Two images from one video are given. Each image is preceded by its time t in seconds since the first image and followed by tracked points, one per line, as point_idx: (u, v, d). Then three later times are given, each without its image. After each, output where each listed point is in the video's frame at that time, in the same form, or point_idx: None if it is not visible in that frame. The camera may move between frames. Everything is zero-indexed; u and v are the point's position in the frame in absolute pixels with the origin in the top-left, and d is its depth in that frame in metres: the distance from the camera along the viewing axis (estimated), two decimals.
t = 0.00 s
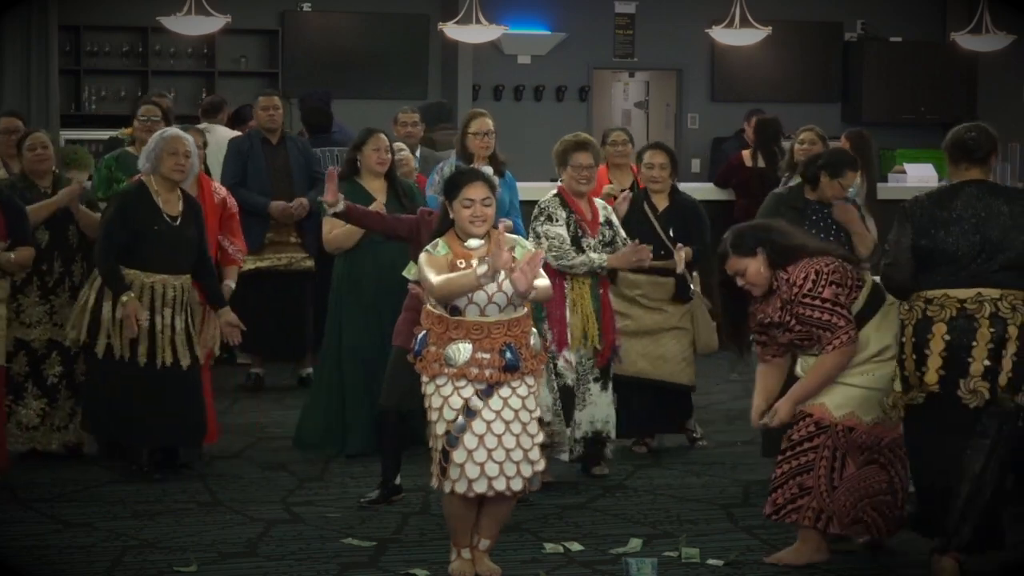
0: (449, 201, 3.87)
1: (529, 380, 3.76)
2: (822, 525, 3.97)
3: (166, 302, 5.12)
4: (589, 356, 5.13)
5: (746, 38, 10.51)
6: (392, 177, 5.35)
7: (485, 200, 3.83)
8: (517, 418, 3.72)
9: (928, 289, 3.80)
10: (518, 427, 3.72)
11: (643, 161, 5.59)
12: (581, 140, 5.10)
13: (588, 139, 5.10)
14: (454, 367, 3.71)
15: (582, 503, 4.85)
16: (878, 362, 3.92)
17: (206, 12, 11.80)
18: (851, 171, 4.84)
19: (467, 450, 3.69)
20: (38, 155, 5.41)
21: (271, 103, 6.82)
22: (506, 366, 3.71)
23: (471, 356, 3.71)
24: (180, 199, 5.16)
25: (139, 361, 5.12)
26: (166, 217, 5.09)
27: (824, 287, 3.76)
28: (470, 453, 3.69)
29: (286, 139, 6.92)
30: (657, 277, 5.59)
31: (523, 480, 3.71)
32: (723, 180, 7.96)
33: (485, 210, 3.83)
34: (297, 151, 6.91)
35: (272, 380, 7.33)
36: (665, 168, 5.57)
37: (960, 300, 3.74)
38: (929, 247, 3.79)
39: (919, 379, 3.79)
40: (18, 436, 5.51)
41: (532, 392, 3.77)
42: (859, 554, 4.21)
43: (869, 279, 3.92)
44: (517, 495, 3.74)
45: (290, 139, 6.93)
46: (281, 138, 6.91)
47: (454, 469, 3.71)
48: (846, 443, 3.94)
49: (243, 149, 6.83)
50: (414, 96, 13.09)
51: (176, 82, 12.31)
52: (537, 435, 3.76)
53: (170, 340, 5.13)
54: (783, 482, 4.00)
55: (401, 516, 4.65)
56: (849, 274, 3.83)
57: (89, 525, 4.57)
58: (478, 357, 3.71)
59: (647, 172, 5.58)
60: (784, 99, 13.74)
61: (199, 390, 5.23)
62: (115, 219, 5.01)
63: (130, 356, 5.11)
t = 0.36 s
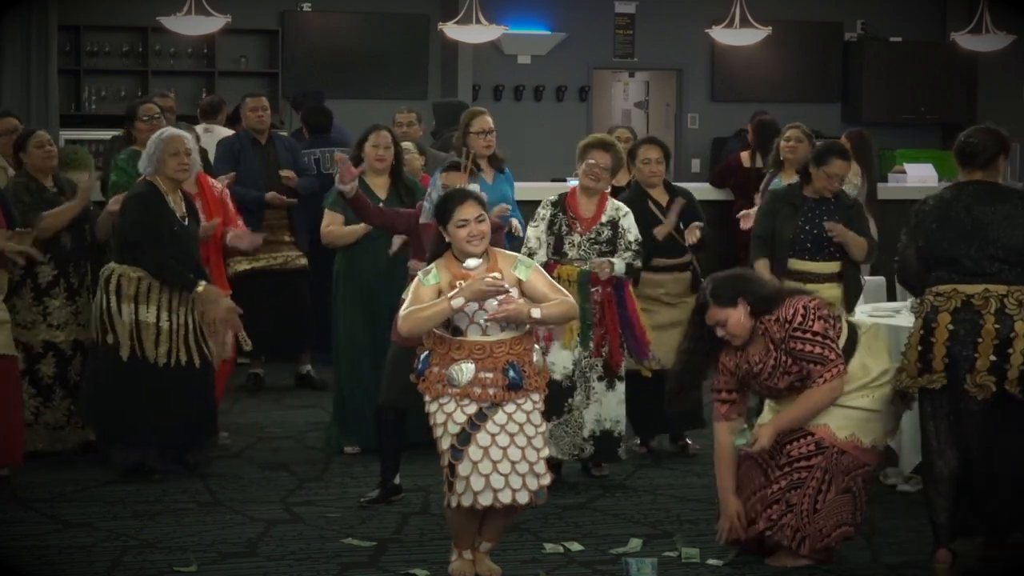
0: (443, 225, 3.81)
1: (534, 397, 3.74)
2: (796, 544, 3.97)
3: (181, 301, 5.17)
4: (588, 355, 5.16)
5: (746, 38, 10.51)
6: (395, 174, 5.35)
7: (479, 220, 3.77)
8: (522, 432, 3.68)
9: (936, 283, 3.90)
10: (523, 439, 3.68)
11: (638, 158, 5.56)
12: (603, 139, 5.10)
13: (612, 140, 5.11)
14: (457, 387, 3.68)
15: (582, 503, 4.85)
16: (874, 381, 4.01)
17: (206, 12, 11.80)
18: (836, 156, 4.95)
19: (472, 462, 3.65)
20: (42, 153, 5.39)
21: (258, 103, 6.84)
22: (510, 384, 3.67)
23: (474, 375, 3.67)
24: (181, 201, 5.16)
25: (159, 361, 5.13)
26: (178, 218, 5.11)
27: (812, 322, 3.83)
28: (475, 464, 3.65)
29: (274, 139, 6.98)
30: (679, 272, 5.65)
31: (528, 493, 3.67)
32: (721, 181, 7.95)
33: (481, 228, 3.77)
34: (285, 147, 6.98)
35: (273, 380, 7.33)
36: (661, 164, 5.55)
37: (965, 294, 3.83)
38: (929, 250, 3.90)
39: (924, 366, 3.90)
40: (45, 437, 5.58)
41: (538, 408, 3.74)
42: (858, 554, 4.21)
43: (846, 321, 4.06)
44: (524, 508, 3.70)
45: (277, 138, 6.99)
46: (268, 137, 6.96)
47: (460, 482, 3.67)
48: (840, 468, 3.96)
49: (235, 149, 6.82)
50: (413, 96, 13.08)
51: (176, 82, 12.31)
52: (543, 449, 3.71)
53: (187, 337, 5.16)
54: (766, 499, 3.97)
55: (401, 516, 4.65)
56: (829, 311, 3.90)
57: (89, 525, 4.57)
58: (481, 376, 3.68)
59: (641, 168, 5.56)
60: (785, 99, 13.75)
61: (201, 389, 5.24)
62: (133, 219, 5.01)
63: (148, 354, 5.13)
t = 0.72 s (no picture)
0: (451, 236, 3.78)
1: (530, 409, 3.75)
2: (787, 549, 4.00)
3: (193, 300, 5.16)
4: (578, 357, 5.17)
5: (746, 38, 10.51)
6: (393, 174, 5.35)
7: (488, 228, 3.76)
8: (517, 440, 3.68)
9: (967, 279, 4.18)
10: (519, 447, 3.68)
11: (649, 159, 5.58)
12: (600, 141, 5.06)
13: (613, 142, 5.07)
14: (454, 397, 3.68)
15: (582, 503, 4.85)
16: (866, 406, 4.06)
17: (206, 12, 11.80)
18: (811, 144, 5.01)
19: (467, 469, 3.65)
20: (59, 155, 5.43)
21: (256, 103, 6.87)
22: (506, 396, 3.68)
23: (471, 386, 3.68)
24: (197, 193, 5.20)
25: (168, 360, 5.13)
26: (189, 214, 5.11)
27: (805, 349, 3.87)
28: (470, 471, 3.65)
29: (273, 138, 6.97)
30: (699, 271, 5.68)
31: (523, 500, 3.66)
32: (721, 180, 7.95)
33: (492, 237, 3.76)
34: (282, 147, 6.96)
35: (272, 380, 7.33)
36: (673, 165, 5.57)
37: (989, 288, 4.10)
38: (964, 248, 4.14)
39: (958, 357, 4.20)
40: (70, 436, 5.61)
41: (535, 420, 3.75)
42: (858, 554, 4.21)
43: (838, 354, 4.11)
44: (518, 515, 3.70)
45: (275, 137, 6.98)
46: (266, 137, 6.95)
47: (455, 489, 3.67)
48: (831, 478, 3.99)
49: (233, 150, 6.84)
50: (413, 95, 13.07)
51: (176, 82, 12.31)
52: (538, 458, 3.71)
53: (199, 335, 5.17)
54: (757, 507, 3.98)
55: (401, 516, 4.65)
56: (823, 341, 3.95)
57: (89, 525, 4.56)
58: (478, 387, 3.68)
59: (655, 170, 5.58)
60: (785, 99, 13.75)
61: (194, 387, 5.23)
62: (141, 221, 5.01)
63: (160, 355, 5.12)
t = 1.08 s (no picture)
0: (457, 243, 3.80)
1: (529, 416, 3.75)
2: (780, 551, 4.00)
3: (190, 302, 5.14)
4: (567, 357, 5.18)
5: (746, 38, 10.51)
6: (386, 176, 5.35)
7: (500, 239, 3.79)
8: (515, 444, 3.68)
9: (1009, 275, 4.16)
10: (518, 452, 3.68)
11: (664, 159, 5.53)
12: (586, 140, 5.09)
13: (601, 142, 5.08)
14: (451, 406, 3.69)
15: (582, 503, 4.85)
16: (859, 421, 4.05)
17: (206, 12, 11.80)
18: (809, 141, 5.04)
19: (465, 473, 3.65)
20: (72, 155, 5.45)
21: (257, 104, 6.81)
22: (503, 405, 3.70)
23: (468, 395, 3.68)
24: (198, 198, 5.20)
25: (167, 362, 5.11)
26: (184, 215, 5.12)
27: (797, 357, 3.90)
28: (469, 475, 3.65)
29: (274, 139, 6.93)
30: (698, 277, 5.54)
31: (522, 503, 3.66)
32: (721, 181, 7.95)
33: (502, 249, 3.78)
34: (285, 147, 6.92)
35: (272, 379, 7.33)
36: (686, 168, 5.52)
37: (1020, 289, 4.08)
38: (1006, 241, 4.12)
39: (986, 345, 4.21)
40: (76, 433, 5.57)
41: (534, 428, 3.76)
42: (858, 554, 4.21)
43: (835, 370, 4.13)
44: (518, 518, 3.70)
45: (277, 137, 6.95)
46: (269, 138, 6.93)
47: (455, 493, 3.67)
48: (820, 485, 3.99)
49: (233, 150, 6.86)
50: (413, 95, 13.08)
51: (176, 82, 12.31)
52: (537, 461, 3.70)
53: (200, 337, 5.14)
54: (744, 510, 3.99)
55: (401, 516, 4.65)
56: (818, 352, 3.97)
57: (89, 525, 4.56)
58: (475, 396, 3.69)
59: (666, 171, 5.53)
60: (784, 99, 13.74)
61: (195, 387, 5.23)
62: (129, 233, 5.06)
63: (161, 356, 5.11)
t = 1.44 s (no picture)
0: (444, 247, 3.79)
1: (529, 417, 3.76)
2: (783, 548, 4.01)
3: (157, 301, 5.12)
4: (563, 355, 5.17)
5: (746, 38, 10.51)
6: (386, 175, 5.33)
7: (482, 245, 3.76)
8: (513, 442, 3.69)
9: None
10: (515, 451, 3.69)
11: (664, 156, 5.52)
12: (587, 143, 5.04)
13: (594, 148, 5.04)
14: (449, 410, 3.70)
15: (582, 503, 4.85)
16: (860, 421, 4.05)
17: (206, 12, 11.81)
18: (803, 140, 5.06)
19: (463, 472, 3.66)
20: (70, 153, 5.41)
21: (265, 103, 6.83)
22: (502, 408, 3.71)
23: (466, 399, 3.70)
24: (179, 196, 5.16)
25: (132, 360, 5.10)
26: (158, 217, 5.11)
27: (793, 356, 3.91)
28: (466, 474, 3.65)
29: (280, 138, 6.96)
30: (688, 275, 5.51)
31: (521, 503, 3.65)
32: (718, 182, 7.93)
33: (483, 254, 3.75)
34: (291, 147, 6.96)
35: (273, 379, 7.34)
36: (686, 165, 5.51)
37: None
38: None
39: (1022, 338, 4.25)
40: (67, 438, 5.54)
41: (533, 428, 3.76)
42: (858, 554, 4.21)
43: (834, 371, 4.12)
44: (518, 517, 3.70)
45: (285, 138, 6.97)
46: (276, 138, 6.95)
47: (454, 494, 3.68)
48: (823, 484, 3.99)
49: (241, 149, 6.87)
50: (413, 95, 13.07)
51: (176, 83, 12.31)
52: (537, 462, 3.71)
53: (167, 338, 5.12)
54: (749, 509, 3.99)
55: (401, 516, 4.65)
56: (813, 351, 3.98)
57: (89, 525, 4.56)
58: (473, 400, 3.71)
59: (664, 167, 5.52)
60: (784, 99, 13.75)
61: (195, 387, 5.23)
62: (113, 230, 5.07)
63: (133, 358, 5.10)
